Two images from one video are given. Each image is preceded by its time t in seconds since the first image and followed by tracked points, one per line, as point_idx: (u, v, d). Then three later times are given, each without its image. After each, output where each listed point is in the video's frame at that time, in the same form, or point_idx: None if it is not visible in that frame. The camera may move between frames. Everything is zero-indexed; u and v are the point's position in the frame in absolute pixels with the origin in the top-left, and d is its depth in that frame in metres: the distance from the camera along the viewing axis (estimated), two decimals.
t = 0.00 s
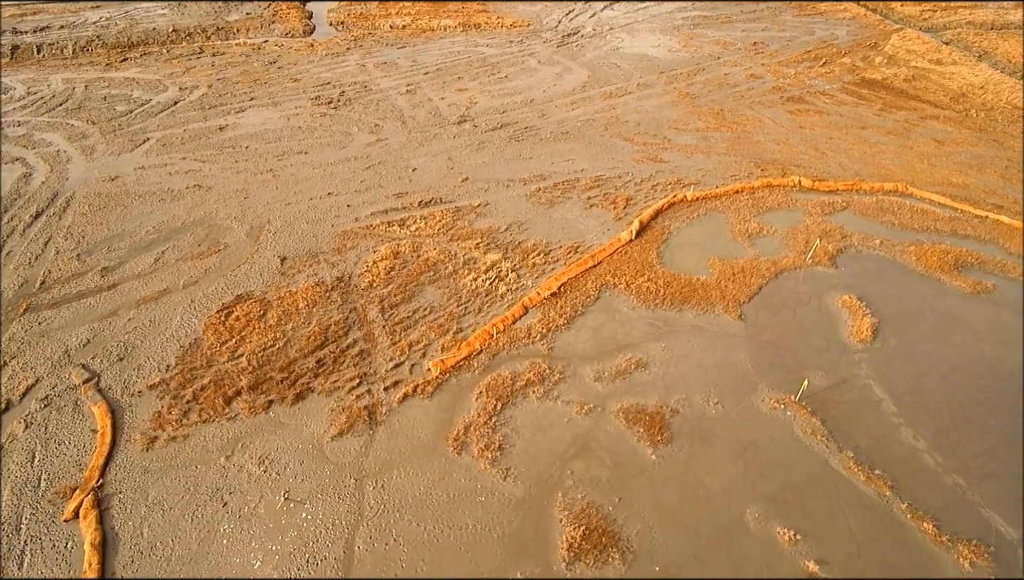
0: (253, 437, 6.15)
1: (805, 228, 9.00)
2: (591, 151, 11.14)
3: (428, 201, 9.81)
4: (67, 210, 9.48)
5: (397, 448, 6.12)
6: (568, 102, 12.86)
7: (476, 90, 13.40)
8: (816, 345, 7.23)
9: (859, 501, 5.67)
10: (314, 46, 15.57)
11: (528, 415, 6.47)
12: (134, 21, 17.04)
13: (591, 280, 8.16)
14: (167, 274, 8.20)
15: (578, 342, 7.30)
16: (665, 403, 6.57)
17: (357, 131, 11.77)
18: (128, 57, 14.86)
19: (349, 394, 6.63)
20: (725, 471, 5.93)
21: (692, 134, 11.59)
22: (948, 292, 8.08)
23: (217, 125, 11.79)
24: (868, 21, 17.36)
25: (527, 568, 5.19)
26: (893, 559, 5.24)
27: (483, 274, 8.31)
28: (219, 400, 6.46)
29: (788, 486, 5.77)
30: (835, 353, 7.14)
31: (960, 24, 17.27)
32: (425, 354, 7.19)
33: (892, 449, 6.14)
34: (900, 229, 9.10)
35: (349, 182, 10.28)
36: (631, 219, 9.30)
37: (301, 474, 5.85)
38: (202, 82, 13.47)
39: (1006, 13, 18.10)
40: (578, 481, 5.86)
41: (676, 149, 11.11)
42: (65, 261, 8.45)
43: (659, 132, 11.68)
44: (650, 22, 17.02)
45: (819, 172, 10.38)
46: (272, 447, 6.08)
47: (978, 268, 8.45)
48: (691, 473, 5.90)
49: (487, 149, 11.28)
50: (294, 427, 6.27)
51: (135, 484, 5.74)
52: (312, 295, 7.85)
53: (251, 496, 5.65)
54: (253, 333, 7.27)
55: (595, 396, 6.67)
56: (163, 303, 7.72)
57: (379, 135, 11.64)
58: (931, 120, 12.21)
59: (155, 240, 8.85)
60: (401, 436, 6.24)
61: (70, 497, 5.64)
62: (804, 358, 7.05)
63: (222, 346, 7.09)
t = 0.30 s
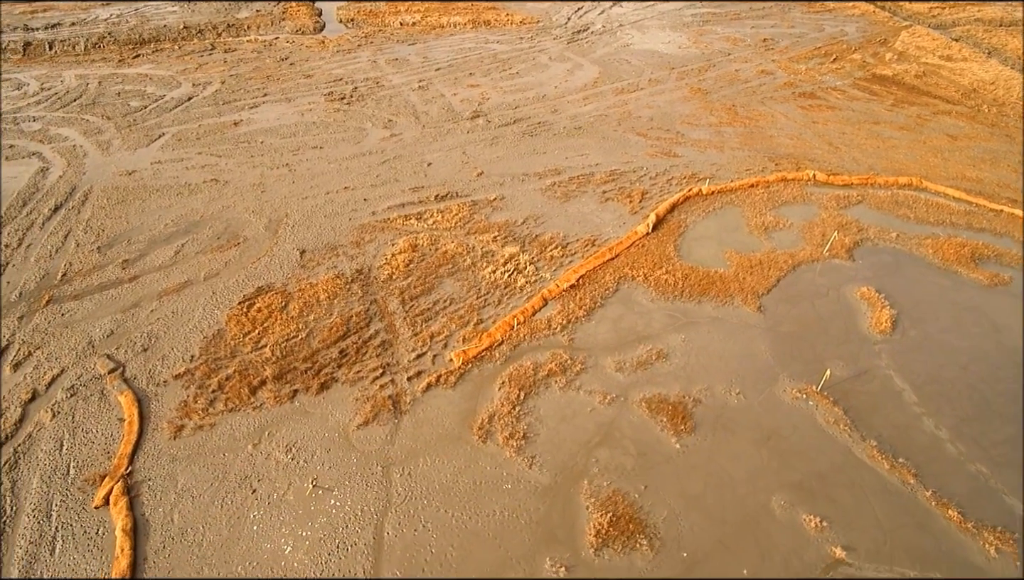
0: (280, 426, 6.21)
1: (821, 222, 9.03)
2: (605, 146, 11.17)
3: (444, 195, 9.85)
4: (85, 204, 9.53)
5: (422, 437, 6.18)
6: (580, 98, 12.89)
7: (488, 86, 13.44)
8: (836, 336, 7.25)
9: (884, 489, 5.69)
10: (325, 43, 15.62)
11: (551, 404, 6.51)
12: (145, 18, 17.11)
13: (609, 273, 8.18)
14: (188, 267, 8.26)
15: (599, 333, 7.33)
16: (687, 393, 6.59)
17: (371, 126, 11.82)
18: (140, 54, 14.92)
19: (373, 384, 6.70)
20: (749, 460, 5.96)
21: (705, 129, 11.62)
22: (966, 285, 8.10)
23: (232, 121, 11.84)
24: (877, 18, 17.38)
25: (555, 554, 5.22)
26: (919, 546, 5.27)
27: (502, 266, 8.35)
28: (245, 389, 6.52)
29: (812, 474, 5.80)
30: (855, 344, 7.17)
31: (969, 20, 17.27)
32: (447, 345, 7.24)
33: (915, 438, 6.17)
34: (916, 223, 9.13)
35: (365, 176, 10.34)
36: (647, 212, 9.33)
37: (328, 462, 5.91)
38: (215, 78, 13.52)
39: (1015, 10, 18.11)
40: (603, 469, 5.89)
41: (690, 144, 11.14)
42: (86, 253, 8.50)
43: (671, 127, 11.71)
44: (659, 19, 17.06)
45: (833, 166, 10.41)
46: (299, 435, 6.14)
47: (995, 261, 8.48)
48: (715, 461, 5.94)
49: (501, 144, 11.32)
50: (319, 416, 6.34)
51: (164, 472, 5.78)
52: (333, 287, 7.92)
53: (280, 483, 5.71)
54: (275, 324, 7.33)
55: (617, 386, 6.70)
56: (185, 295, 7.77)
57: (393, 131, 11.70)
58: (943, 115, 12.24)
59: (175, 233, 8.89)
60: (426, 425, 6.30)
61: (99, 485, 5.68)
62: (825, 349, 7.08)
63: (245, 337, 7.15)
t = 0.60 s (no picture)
0: (310, 415, 6.29)
1: (839, 216, 9.07)
2: (621, 141, 11.22)
3: (463, 190, 9.91)
4: (107, 198, 9.59)
5: (451, 426, 6.25)
6: (594, 94, 12.95)
7: (502, 82, 13.50)
8: (858, 328, 7.30)
9: (911, 477, 5.74)
10: (338, 40, 15.69)
11: (577, 394, 6.56)
12: (158, 15, 17.19)
13: (630, 266, 8.22)
14: (212, 260, 8.33)
15: (622, 325, 7.37)
16: (713, 384, 6.63)
17: (387, 122, 11.90)
18: (154, 50, 15.00)
19: (400, 374, 6.79)
20: (776, 449, 6.00)
21: (720, 125, 11.68)
22: (985, 278, 8.15)
23: (249, 117, 11.92)
24: (888, 16, 17.43)
25: (588, 540, 5.28)
26: (948, 533, 5.32)
27: (523, 259, 8.41)
28: (274, 379, 6.60)
29: (840, 463, 5.86)
30: (877, 336, 7.22)
31: (979, 18, 17.30)
32: (471, 336, 7.30)
33: (940, 428, 6.21)
34: (934, 217, 9.18)
35: (384, 171, 10.41)
36: (666, 207, 9.38)
37: (360, 450, 6.00)
38: (230, 75, 13.59)
39: None
40: (632, 458, 5.93)
41: (705, 139, 11.19)
42: (109, 246, 8.56)
43: (686, 123, 11.76)
44: (670, 16, 17.11)
45: (849, 162, 10.46)
46: (329, 424, 6.22)
47: (1013, 254, 8.51)
48: (743, 450, 5.99)
49: (517, 139, 11.38)
50: (349, 405, 6.42)
51: (198, 460, 5.85)
52: (357, 280, 8.01)
53: (313, 471, 5.79)
54: (301, 316, 7.42)
55: (643, 377, 6.74)
56: (210, 287, 7.84)
57: (409, 127, 11.77)
58: (956, 112, 12.28)
59: (197, 227, 8.97)
60: (454, 414, 6.37)
61: (134, 472, 5.73)
62: (847, 341, 7.13)
63: (272, 328, 7.24)
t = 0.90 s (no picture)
0: (344, 405, 6.39)
1: (859, 211, 9.14)
2: (639, 137, 11.29)
3: (483, 185, 9.98)
4: (131, 193, 9.67)
5: (483, 416, 6.33)
6: (610, 91, 13.01)
7: (517, 79, 13.57)
8: (882, 320, 7.37)
9: (941, 466, 5.81)
10: (353, 38, 15.79)
11: (607, 385, 6.62)
12: (171, 13, 17.27)
13: (653, 260, 8.27)
14: (239, 253, 8.42)
15: (648, 317, 7.43)
16: (740, 375, 6.70)
17: (405, 119, 11.99)
18: (170, 48, 15.08)
19: (431, 365, 6.87)
20: (806, 438, 6.07)
21: (737, 121, 11.74)
22: (1005, 271, 8.21)
23: (268, 113, 12.01)
24: (899, 14, 17.48)
25: (624, 527, 5.34)
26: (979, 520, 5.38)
27: (547, 253, 8.47)
28: (307, 369, 6.70)
29: (869, 452, 5.92)
30: (901, 329, 7.29)
31: (990, 16, 17.33)
32: (499, 328, 7.38)
33: (967, 417, 6.27)
34: (952, 212, 9.24)
35: (404, 167, 10.49)
36: (686, 201, 9.43)
37: (394, 439, 6.09)
38: (247, 72, 13.67)
39: None
40: (664, 447, 5.99)
41: (722, 135, 11.25)
42: (137, 240, 8.64)
43: (703, 119, 11.83)
44: (682, 14, 17.18)
45: (866, 157, 10.53)
46: (363, 414, 6.31)
47: None
48: (773, 439, 6.05)
49: (535, 135, 11.45)
50: (381, 395, 6.51)
51: (236, 448, 5.93)
52: (383, 274, 8.10)
53: (349, 459, 5.88)
54: (330, 309, 7.52)
55: (671, 368, 6.79)
56: (239, 281, 7.93)
57: (427, 123, 11.85)
58: (971, 108, 12.33)
59: (223, 221, 9.05)
60: (485, 404, 6.45)
61: (173, 460, 5.80)
62: (872, 333, 7.19)
63: (302, 320, 7.34)
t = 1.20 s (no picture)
0: (379, 393, 6.52)
1: (879, 205, 9.23)
2: (657, 133, 11.38)
3: (505, 180, 10.07)
4: (157, 187, 9.78)
5: (516, 405, 6.43)
6: (626, 88, 13.10)
7: (533, 76, 13.67)
8: (906, 313, 7.47)
9: (969, 454, 5.90)
10: (367, 36, 15.90)
11: (636, 375, 6.70)
12: (186, 11, 17.36)
13: (677, 253, 8.35)
14: (267, 247, 8.56)
15: (674, 309, 7.50)
16: (768, 365, 6.79)
17: (424, 115, 12.10)
18: (187, 45, 15.19)
19: (462, 355, 6.98)
20: (835, 427, 6.16)
21: (753, 118, 11.83)
22: None
23: (288, 110, 12.12)
24: (910, 12, 17.56)
25: (660, 512, 5.43)
26: (1010, 506, 5.48)
27: (571, 247, 8.56)
28: (341, 359, 6.84)
29: (899, 440, 6.02)
30: (925, 321, 7.39)
31: (1001, 14, 17.41)
32: (527, 320, 7.47)
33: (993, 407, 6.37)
34: (971, 207, 9.33)
35: (425, 162, 10.62)
36: (707, 196, 9.52)
37: (430, 427, 6.20)
38: (265, 69, 13.78)
39: None
40: (696, 435, 6.08)
41: (739, 131, 11.34)
42: (166, 234, 8.75)
43: (719, 115, 11.92)
44: (693, 12, 17.29)
45: (883, 153, 10.63)
46: (398, 402, 6.44)
47: None
48: (803, 428, 6.14)
49: (553, 131, 11.54)
50: (415, 384, 6.64)
51: (276, 435, 6.05)
52: (410, 267, 8.22)
53: (387, 446, 6.00)
54: (360, 300, 7.65)
55: (699, 358, 6.88)
56: (269, 274, 8.06)
57: (446, 119, 11.96)
58: (985, 105, 12.42)
59: (249, 215, 9.18)
60: (518, 393, 6.54)
61: (214, 447, 5.91)
62: (896, 325, 7.29)
63: (333, 312, 7.47)
